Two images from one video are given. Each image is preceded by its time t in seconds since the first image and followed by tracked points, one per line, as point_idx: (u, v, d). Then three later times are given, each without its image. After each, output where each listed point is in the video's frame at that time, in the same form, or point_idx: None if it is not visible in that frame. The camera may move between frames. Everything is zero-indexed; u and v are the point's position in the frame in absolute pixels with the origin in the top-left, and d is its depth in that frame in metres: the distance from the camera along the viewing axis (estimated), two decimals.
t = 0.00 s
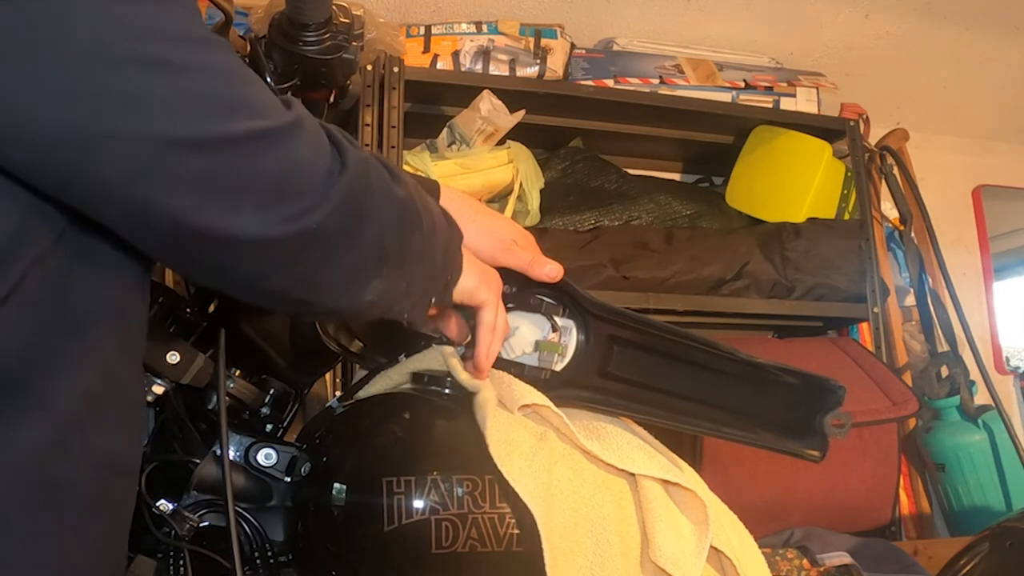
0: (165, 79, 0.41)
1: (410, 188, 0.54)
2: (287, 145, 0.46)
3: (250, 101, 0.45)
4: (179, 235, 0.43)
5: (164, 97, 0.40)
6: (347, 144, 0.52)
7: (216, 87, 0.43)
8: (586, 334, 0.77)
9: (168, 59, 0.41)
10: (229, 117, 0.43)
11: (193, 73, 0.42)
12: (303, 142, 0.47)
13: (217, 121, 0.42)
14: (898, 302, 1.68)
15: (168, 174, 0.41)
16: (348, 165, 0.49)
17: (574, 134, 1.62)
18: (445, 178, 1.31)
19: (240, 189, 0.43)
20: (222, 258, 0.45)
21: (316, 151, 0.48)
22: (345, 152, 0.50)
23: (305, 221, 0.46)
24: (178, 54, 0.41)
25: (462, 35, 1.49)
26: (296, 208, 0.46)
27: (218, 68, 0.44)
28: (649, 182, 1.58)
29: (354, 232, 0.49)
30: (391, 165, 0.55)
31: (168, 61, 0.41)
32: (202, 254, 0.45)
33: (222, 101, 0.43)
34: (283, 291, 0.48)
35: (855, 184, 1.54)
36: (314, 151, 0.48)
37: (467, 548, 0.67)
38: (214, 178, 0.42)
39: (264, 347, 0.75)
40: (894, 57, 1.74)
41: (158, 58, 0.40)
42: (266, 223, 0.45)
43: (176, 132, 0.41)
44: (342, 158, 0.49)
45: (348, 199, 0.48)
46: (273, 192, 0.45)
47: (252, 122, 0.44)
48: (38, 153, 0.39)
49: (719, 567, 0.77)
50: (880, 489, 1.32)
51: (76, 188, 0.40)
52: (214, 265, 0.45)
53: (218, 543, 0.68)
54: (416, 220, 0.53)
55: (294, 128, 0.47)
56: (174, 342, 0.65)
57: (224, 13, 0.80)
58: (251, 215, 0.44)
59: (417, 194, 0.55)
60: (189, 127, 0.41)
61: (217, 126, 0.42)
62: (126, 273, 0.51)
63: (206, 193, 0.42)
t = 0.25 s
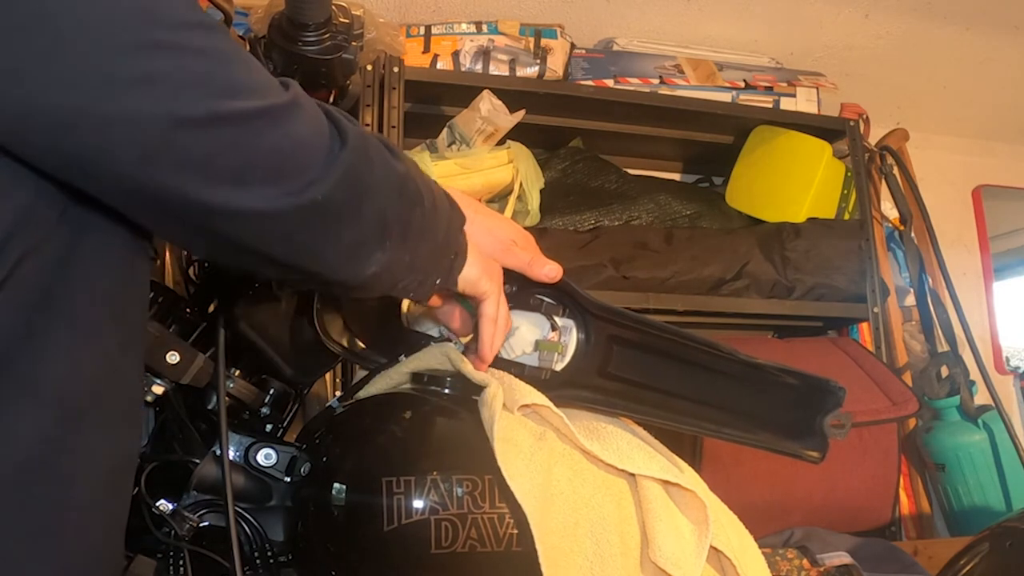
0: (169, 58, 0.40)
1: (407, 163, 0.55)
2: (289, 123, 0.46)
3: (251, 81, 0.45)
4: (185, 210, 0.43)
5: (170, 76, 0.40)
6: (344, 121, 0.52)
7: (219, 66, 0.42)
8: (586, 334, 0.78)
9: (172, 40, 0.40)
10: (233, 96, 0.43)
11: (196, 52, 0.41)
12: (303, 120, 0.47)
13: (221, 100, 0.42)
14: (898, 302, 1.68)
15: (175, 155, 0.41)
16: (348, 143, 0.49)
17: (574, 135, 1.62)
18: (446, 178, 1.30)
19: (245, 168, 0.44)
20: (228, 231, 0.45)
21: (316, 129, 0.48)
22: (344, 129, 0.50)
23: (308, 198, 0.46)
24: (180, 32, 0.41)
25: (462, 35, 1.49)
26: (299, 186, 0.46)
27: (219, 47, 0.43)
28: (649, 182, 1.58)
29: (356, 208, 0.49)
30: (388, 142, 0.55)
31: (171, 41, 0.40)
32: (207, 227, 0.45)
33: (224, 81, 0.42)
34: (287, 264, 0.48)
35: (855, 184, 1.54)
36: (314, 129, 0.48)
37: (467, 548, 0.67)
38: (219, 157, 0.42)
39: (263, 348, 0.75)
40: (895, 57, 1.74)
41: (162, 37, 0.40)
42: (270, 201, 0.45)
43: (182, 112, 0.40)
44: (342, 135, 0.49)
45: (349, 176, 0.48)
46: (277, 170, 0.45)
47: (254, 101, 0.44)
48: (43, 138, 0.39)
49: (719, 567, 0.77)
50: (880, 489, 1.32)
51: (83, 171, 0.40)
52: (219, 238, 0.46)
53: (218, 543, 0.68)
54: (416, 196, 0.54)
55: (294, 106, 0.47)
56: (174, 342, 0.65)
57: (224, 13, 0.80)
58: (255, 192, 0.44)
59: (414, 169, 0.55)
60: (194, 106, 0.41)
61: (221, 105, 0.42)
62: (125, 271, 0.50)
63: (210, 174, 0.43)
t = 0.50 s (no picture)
0: (166, 73, 0.40)
1: (401, 182, 0.55)
2: (285, 139, 0.46)
3: (249, 97, 0.45)
4: (178, 223, 0.43)
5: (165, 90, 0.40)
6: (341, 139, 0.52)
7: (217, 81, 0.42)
8: (586, 333, 0.78)
9: (168, 52, 0.40)
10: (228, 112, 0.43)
11: (194, 67, 0.41)
12: (299, 137, 0.47)
13: (217, 116, 0.42)
14: (898, 302, 1.68)
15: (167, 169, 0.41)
16: (342, 161, 0.49)
17: (574, 135, 1.62)
18: (445, 177, 1.31)
19: (237, 184, 0.43)
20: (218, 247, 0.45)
21: (312, 146, 0.48)
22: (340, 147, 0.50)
23: (299, 216, 0.46)
24: (177, 46, 0.41)
25: (462, 35, 1.49)
26: (291, 203, 0.46)
27: (217, 62, 0.44)
28: (649, 182, 1.58)
29: (345, 229, 0.49)
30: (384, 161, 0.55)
31: (168, 55, 0.41)
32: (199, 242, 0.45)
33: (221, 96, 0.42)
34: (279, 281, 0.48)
35: (855, 184, 1.54)
36: (310, 146, 0.48)
37: (467, 548, 0.67)
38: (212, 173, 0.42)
39: (263, 348, 0.75)
40: (895, 56, 1.74)
41: (158, 52, 0.40)
42: (262, 218, 0.45)
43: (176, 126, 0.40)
44: (337, 153, 0.49)
45: (340, 194, 0.48)
46: (269, 186, 0.45)
47: (250, 117, 0.44)
48: (40, 144, 0.39)
49: (719, 567, 0.77)
50: (880, 489, 1.32)
51: (76, 178, 0.40)
52: (210, 253, 0.46)
53: (218, 543, 0.68)
54: (409, 215, 0.54)
55: (292, 123, 0.47)
56: (174, 342, 0.65)
57: (224, 13, 0.80)
58: (246, 206, 0.44)
59: (408, 187, 0.55)
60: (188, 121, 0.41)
61: (216, 121, 0.42)
62: (125, 271, 0.51)
63: (203, 190, 0.42)
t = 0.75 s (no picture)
0: (191, 52, 0.41)
1: (391, 175, 0.56)
2: (296, 124, 0.47)
3: (277, 71, 0.45)
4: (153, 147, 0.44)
5: (184, 69, 0.41)
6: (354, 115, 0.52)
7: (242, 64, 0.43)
8: (587, 338, 0.78)
9: (194, 36, 0.40)
10: (247, 98, 0.43)
11: (221, 45, 0.42)
12: (313, 117, 0.48)
13: (230, 100, 0.43)
14: (898, 302, 1.68)
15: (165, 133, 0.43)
16: (346, 150, 0.50)
17: (574, 135, 1.62)
18: (447, 177, 1.29)
19: (228, 163, 0.46)
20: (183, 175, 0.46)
21: (325, 127, 0.49)
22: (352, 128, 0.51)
23: (280, 197, 0.49)
24: (209, 19, 0.41)
25: (462, 35, 1.49)
26: (279, 187, 0.48)
27: (247, 32, 0.43)
28: (649, 182, 1.58)
29: (321, 206, 0.52)
30: (385, 141, 0.56)
31: (197, 35, 0.41)
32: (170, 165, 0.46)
33: (246, 80, 0.43)
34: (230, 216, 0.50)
35: (855, 183, 1.54)
36: (321, 127, 0.48)
37: (466, 549, 0.67)
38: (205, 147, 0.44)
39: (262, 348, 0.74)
40: (895, 57, 1.74)
41: (187, 28, 0.40)
42: (244, 191, 0.48)
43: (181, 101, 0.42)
44: (347, 137, 0.50)
45: (329, 184, 0.50)
46: (264, 172, 0.47)
47: (270, 101, 0.44)
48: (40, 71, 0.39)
49: (719, 567, 0.77)
50: (880, 489, 1.32)
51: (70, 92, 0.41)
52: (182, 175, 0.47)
53: (217, 543, 0.68)
54: (372, 197, 0.55)
55: (312, 100, 0.47)
56: (173, 342, 0.64)
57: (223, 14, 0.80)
58: (214, 160, 0.45)
59: (397, 175, 0.57)
60: (195, 101, 0.42)
61: (227, 105, 0.43)
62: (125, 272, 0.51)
63: (192, 157, 0.45)
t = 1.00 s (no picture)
0: (192, 53, 0.41)
1: (392, 175, 0.56)
2: (296, 125, 0.47)
3: (278, 71, 0.45)
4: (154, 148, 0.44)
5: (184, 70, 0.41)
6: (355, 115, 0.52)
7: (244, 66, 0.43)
8: (587, 338, 0.78)
9: (194, 37, 0.40)
10: (248, 99, 0.43)
11: (221, 45, 0.42)
12: (314, 118, 0.48)
13: (232, 101, 0.43)
14: (898, 302, 1.68)
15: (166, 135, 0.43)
16: (347, 152, 0.50)
17: (574, 135, 1.62)
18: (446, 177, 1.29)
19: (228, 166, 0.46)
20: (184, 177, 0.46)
21: (326, 128, 0.49)
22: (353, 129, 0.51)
23: (280, 199, 0.49)
24: (210, 20, 0.41)
25: (462, 35, 1.49)
26: (279, 189, 0.48)
27: (248, 32, 0.43)
28: (649, 182, 1.58)
29: (322, 208, 0.52)
30: (385, 141, 0.56)
31: (198, 34, 0.41)
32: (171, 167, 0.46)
33: (247, 82, 0.43)
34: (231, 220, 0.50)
35: (855, 183, 1.54)
36: (323, 128, 0.48)
37: (466, 549, 0.67)
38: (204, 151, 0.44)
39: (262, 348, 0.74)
40: (895, 57, 1.74)
41: (187, 29, 0.40)
42: (244, 192, 0.48)
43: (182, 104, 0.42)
44: (349, 137, 0.50)
45: (329, 186, 0.50)
46: (264, 173, 0.46)
47: (271, 102, 0.44)
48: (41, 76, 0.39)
49: (719, 568, 0.77)
50: (880, 489, 1.32)
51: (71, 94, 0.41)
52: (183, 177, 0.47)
53: (217, 543, 0.68)
54: (373, 200, 0.55)
55: (313, 100, 0.47)
56: (173, 342, 0.64)
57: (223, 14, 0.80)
58: (214, 161, 0.45)
59: (396, 175, 0.57)
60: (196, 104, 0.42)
61: (227, 106, 0.43)
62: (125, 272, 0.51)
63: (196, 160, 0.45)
